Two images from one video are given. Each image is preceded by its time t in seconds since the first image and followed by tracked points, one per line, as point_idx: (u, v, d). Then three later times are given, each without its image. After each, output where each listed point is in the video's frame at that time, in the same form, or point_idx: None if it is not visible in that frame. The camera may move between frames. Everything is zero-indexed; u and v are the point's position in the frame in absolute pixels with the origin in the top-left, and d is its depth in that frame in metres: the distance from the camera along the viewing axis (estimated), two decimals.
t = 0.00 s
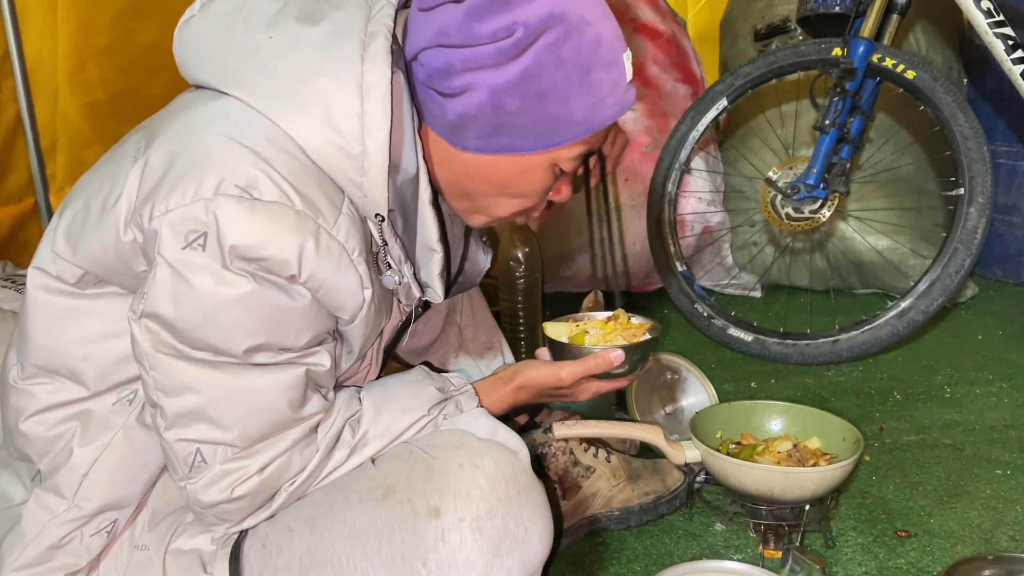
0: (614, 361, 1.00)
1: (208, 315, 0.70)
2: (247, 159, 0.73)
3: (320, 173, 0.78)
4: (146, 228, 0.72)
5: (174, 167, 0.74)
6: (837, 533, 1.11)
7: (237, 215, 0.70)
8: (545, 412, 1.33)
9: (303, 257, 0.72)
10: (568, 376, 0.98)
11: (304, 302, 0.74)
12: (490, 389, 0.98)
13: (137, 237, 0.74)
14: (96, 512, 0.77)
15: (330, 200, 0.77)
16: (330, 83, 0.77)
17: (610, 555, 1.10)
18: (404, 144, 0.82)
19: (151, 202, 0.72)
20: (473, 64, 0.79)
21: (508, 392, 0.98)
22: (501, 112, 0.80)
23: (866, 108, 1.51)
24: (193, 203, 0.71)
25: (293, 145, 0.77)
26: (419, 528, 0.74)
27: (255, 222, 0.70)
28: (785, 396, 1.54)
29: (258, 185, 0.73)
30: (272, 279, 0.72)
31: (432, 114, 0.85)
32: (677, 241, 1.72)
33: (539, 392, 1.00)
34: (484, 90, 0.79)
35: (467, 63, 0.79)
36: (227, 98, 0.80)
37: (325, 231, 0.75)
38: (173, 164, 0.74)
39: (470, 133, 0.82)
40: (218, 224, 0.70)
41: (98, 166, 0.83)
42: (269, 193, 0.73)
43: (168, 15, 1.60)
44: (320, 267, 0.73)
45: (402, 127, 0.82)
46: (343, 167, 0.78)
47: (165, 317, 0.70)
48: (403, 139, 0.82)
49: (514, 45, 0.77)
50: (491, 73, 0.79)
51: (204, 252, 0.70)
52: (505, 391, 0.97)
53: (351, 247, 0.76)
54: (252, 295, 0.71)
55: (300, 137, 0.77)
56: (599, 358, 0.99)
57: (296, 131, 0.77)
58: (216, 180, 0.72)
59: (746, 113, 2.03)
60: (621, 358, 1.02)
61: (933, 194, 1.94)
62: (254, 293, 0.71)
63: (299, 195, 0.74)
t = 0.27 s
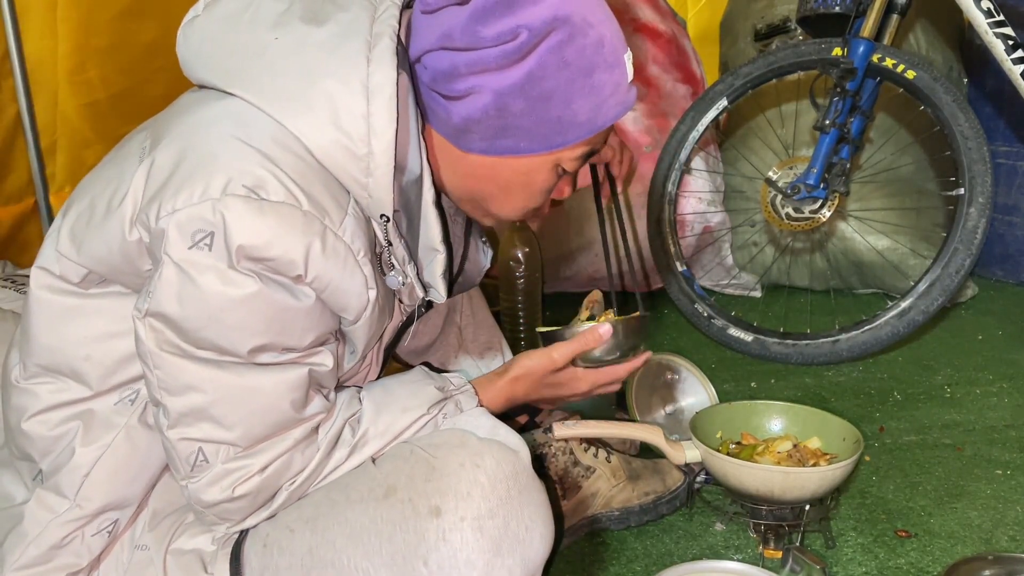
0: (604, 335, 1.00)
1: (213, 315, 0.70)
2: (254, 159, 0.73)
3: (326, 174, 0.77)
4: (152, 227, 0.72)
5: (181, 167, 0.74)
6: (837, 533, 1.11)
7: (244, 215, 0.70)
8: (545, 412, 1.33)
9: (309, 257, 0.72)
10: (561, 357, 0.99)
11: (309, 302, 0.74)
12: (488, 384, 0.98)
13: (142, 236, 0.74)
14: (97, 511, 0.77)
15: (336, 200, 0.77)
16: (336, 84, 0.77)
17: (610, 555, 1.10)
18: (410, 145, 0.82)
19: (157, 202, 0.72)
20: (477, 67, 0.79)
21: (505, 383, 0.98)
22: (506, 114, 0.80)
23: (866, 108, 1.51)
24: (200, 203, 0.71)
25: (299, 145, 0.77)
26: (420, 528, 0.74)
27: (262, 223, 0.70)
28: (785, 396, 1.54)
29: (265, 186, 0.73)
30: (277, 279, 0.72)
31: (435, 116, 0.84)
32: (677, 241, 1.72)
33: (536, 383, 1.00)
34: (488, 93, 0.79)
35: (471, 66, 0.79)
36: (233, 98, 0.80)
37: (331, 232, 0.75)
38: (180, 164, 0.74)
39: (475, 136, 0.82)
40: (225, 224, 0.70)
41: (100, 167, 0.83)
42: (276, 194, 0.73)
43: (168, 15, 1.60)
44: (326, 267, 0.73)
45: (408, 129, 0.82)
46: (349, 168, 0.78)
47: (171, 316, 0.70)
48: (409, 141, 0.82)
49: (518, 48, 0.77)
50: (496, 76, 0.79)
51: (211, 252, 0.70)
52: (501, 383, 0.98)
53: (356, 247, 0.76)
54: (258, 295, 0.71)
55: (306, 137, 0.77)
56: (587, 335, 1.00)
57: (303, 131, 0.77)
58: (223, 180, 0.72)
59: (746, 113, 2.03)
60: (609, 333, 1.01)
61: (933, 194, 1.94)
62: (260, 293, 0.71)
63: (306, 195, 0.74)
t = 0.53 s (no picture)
0: (613, 355, 0.99)
1: (212, 315, 0.70)
2: (252, 159, 0.73)
3: (325, 175, 0.77)
4: (150, 227, 0.72)
5: (179, 167, 0.74)
6: (837, 533, 1.11)
7: (243, 215, 0.70)
8: (545, 412, 1.33)
9: (307, 258, 0.72)
10: (567, 372, 0.97)
11: (308, 302, 0.74)
12: (490, 388, 0.98)
13: (141, 236, 0.74)
14: (97, 511, 0.77)
15: (335, 200, 0.77)
16: (335, 84, 0.77)
17: (610, 555, 1.10)
18: (408, 147, 0.82)
19: (156, 202, 0.72)
20: (472, 70, 0.79)
21: (507, 391, 0.98)
22: (501, 117, 0.80)
23: (866, 108, 1.51)
24: (199, 203, 0.71)
25: (297, 145, 0.77)
26: (420, 527, 0.74)
27: (261, 223, 0.70)
28: (785, 396, 1.54)
29: (264, 186, 0.73)
30: (275, 280, 0.72)
31: (433, 119, 0.85)
32: (677, 241, 1.72)
33: (538, 390, 1.00)
34: (483, 97, 0.79)
35: (467, 70, 0.79)
36: (231, 98, 0.80)
37: (329, 232, 0.75)
38: (178, 164, 0.74)
39: (471, 139, 0.82)
40: (224, 224, 0.70)
41: (99, 167, 0.83)
42: (274, 194, 0.73)
43: (168, 15, 1.60)
44: (325, 267, 0.73)
45: (406, 131, 0.81)
46: (347, 168, 0.78)
47: (169, 316, 0.70)
48: (406, 144, 0.82)
49: (512, 52, 0.77)
50: (490, 79, 0.79)
51: (210, 252, 0.70)
52: (503, 390, 0.98)
53: (355, 247, 0.76)
54: (256, 296, 0.71)
55: (304, 137, 0.77)
56: (597, 352, 0.98)
57: (301, 131, 0.77)
58: (221, 180, 0.72)
59: (746, 113, 2.03)
60: (619, 351, 0.99)
61: (933, 194, 1.94)
62: (258, 293, 0.71)
63: (304, 195, 0.74)
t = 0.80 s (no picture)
0: (613, 357, 0.99)
1: (209, 317, 0.70)
2: (249, 161, 0.73)
3: (323, 177, 0.78)
4: (147, 230, 0.72)
5: (176, 169, 0.74)
6: (837, 533, 1.11)
7: (240, 217, 0.70)
8: (545, 412, 1.33)
9: (305, 259, 0.72)
10: (567, 374, 0.98)
11: (305, 304, 0.74)
12: (489, 389, 0.99)
13: (138, 239, 0.74)
14: (97, 513, 0.77)
15: (332, 202, 0.77)
16: (333, 85, 0.77)
17: (610, 555, 1.10)
18: (406, 147, 0.82)
19: (153, 204, 0.72)
20: (467, 75, 0.79)
21: (507, 392, 0.98)
22: (496, 122, 0.80)
23: (866, 108, 1.51)
24: (196, 205, 0.71)
25: (295, 147, 0.77)
26: (420, 529, 0.74)
27: (258, 226, 0.70)
28: (785, 396, 1.54)
29: (260, 188, 0.73)
30: (273, 282, 0.72)
31: (430, 123, 0.85)
32: (676, 241, 1.72)
33: (538, 391, 1.00)
34: (478, 102, 0.79)
35: (461, 75, 0.79)
36: (229, 100, 0.80)
37: (327, 234, 0.75)
38: (175, 166, 0.74)
39: (467, 143, 0.82)
40: (221, 227, 0.70)
41: (98, 168, 0.83)
42: (271, 196, 0.73)
43: (168, 15, 1.60)
44: (322, 270, 0.73)
45: (403, 133, 0.81)
46: (345, 169, 0.78)
47: (166, 319, 0.70)
48: (404, 146, 0.82)
49: (506, 58, 0.77)
50: (485, 85, 0.79)
51: (206, 254, 0.70)
52: (504, 391, 0.98)
53: (352, 249, 0.76)
54: (254, 298, 0.71)
55: (302, 139, 0.77)
56: (598, 355, 0.98)
57: (298, 133, 0.77)
58: (218, 183, 0.72)
59: (746, 113, 2.02)
60: (620, 355, 1.00)
61: (933, 194, 1.94)
62: (256, 295, 0.71)
63: (302, 197, 0.74)
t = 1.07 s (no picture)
0: (614, 356, 0.98)
1: (210, 318, 0.70)
2: (250, 162, 0.73)
3: (324, 177, 0.78)
4: (149, 230, 0.72)
5: (177, 170, 0.74)
6: (837, 533, 1.11)
7: (241, 218, 0.70)
8: (545, 412, 1.33)
9: (306, 260, 0.72)
10: (567, 373, 0.97)
11: (307, 304, 0.74)
12: (490, 389, 0.99)
13: (138, 240, 0.74)
14: (97, 513, 0.77)
15: (333, 203, 0.77)
16: (333, 86, 0.77)
17: (610, 555, 1.10)
18: (407, 148, 0.82)
19: (154, 204, 0.72)
20: (471, 76, 0.79)
21: (506, 392, 0.98)
22: (499, 122, 0.80)
23: (866, 108, 1.51)
24: (197, 206, 0.71)
25: (295, 147, 0.77)
26: (420, 529, 0.74)
27: (260, 227, 0.70)
28: (785, 395, 1.54)
29: (262, 189, 0.73)
30: (274, 282, 0.73)
31: (432, 123, 0.85)
32: (676, 241, 1.71)
33: (538, 390, 1.00)
34: (481, 101, 0.79)
35: (465, 75, 0.79)
36: (229, 100, 0.80)
37: (328, 235, 0.75)
38: (176, 166, 0.74)
39: (469, 143, 0.82)
40: (222, 228, 0.70)
41: (98, 169, 0.83)
42: (272, 197, 0.73)
43: (167, 15, 1.60)
44: (323, 270, 0.73)
45: (405, 133, 0.82)
46: (345, 170, 0.78)
47: (168, 320, 0.70)
48: (405, 147, 0.82)
49: (511, 57, 0.77)
50: (489, 84, 0.79)
51: (208, 255, 0.70)
52: (504, 391, 0.98)
53: (353, 250, 0.77)
54: (255, 298, 0.71)
55: (302, 139, 0.77)
56: (597, 353, 0.98)
57: (298, 134, 0.77)
58: (219, 183, 0.72)
59: (746, 113, 2.03)
60: (621, 352, 0.99)
61: (933, 194, 1.94)
62: (257, 296, 0.71)
63: (303, 198, 0.74)
